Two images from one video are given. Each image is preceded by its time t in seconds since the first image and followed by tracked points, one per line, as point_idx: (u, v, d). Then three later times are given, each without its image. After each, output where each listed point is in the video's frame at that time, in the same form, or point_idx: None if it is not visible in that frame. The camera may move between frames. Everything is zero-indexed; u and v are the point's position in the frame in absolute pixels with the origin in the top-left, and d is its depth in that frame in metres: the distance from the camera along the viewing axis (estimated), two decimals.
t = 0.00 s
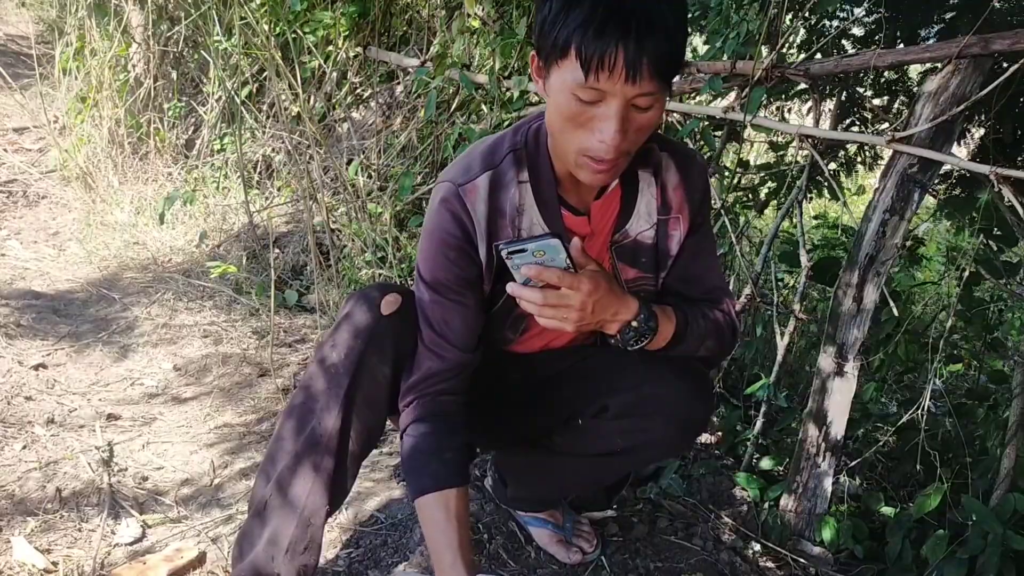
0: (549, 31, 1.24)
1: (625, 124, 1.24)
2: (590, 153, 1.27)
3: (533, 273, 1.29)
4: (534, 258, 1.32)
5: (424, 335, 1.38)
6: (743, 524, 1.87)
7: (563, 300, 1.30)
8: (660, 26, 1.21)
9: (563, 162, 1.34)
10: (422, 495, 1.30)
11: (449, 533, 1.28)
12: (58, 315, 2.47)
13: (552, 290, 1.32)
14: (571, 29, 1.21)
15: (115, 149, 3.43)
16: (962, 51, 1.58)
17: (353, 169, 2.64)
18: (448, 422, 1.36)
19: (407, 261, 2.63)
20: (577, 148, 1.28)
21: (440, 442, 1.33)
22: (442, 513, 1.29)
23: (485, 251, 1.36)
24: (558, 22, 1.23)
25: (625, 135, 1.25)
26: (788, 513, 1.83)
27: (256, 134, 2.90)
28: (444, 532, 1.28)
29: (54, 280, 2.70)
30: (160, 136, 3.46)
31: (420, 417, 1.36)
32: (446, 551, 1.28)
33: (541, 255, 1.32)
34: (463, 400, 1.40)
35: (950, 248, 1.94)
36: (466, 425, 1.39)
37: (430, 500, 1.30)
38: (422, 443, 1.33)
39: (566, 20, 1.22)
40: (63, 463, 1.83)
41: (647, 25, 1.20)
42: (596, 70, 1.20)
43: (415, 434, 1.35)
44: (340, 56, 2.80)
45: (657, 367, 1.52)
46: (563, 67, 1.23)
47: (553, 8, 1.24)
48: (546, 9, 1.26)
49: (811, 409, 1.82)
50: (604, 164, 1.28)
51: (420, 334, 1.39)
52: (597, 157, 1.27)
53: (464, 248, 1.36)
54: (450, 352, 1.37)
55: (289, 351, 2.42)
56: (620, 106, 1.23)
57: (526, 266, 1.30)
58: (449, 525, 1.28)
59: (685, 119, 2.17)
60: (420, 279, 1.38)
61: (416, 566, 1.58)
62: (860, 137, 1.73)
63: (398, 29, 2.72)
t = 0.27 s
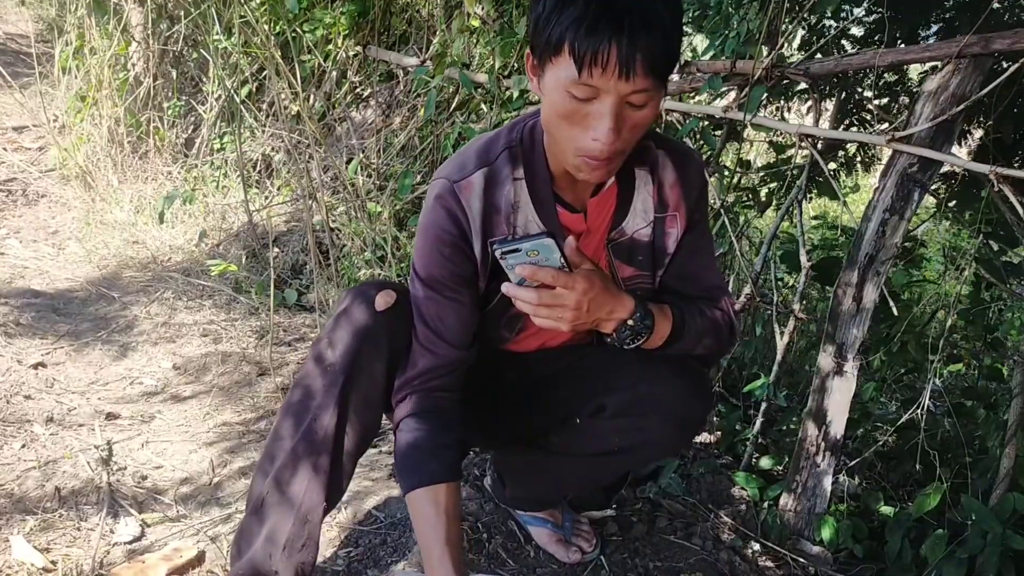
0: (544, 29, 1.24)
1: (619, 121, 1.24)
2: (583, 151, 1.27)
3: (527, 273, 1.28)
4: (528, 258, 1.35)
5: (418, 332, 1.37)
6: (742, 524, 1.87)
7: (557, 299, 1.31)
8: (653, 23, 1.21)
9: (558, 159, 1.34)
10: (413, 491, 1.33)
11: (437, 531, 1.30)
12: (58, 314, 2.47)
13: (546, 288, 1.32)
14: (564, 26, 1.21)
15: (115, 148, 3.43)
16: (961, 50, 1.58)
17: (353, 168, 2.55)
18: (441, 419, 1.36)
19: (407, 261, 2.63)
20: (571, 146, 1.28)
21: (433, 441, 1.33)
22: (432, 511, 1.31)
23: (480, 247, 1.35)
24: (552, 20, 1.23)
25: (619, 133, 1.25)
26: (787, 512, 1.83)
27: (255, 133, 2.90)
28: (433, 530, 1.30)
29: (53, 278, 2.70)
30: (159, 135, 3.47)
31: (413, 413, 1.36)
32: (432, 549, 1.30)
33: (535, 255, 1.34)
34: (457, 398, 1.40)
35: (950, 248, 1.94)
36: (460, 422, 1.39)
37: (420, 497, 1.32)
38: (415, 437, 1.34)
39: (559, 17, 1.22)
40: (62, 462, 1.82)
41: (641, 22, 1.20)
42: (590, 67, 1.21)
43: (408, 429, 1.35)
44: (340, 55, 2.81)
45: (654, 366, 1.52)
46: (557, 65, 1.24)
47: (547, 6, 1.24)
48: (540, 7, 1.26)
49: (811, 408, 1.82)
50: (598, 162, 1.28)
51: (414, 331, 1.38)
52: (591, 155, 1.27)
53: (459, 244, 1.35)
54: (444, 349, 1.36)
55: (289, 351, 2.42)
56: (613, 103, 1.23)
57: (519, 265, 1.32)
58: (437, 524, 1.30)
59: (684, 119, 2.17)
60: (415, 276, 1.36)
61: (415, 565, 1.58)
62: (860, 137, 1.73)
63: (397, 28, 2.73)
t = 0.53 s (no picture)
0: (544, 25, 1.24)
1: (618, 120, 1.24)
2: (581, 148, 1.27)
3: (522, 266, 1.30)
4: (523, 250, 1.32)
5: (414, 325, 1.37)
6: (741, 524, 1.87)
7: (550, 291, 1.31)
8: (654, 23, 1.21)
9: (556, 156, 1.34)
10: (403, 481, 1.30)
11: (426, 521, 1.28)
12: (56, 314, 2.47)
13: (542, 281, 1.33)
14: (565, 24, 1.21)
15: (113, 149, 3.43)
16: (960, 49, 1.58)
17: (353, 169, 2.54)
18: (435, 412, 1.36)
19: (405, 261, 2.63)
20: (569, 143, 1.27)
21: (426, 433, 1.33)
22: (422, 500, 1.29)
23: (476, 241, 1.36)
24: (553, 18, 1.23)
25: (618, 131, 1.25)
26: (786, 512, 1.83)
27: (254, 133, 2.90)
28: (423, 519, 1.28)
29: (51, 279, 2.70)
30: (157, 135, 3.47)
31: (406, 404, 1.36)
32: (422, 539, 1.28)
33: (530, 247, 1.31)
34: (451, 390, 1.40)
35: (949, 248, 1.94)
36: (453, 416, 1.39)
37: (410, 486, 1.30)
38: (406, 430, 1.33)
39: (561, 15, 1.22)
40: (60, 463, 1.82)
41: (642, 21, 1.20)
42: (590, 65, 1.20)
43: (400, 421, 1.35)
44: (339, 55, 2.81)
45: (646, 363, 1.52)
46: (557, 62, 1.23)
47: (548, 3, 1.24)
48: (541, 4, 1.26)
49: (809, 408, 1.82)
50: (596, 159, 1.27)
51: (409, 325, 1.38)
52: (588, 152, 1.27)
53: (455, 238, 1.35)
54: (437, 343, 1.37)
55: (287, 351, 2.42)
56: (613, 101, 1.23)
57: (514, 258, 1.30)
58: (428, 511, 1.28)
59: (683, 118, 2.17)
60: (411, 270, 1.37)
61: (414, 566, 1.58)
62: (859, 136, 1.73)
63: (396, 28, 2.72)
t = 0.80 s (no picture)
0: (555, 16, 1.24)
1: (624, 112, 1.24)
2: (586, 138, 1.27)
3: (505, 257, 1.25)
4: (507, 240, 1.28)
5: (410, 310, 1.37)
6: (737, 524, 1.87)
7: (533, 283, 1.28)
8: (665, 17, 1.21)
9: (560, 147, 1.34)
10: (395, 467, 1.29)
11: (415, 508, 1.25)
12: (51, 317, 2.47)
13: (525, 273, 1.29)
14: (576, 14, 1.21)
15: (108, 151, 3.42)
16: (955, 49, 1.58)
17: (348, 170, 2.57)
18: (427, 390, 1.34)
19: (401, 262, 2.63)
20: (574, 133, 1.28)
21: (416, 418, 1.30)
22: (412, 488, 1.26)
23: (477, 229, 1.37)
24: (564, 8, 1.23)
25: (623, 123, 1.25)
26: (782, 512, 1.83)
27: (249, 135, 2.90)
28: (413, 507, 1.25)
29: (47, 281, 2.70)
30: (153, 137, 3.47)
31: (397, 385, 1.34)
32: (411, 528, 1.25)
33: (514, 237, 1.27)
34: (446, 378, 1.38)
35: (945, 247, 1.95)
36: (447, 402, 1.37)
37: (400, 472, 1.27)
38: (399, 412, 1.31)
39: (572, 5, 1.22)
40: (56, 466, 1.82)
41: (653, 14, 1.20)
42: (598, 55, 1.20)
43: (393, 406, 1.32)
44: (333, 56, 2.80)
45: (631, 365, 1.52)
46: (566, 52, 1.23)
47: None
48: None
49: (805, 408, 1.82)
50: (600, 150, 1.28)
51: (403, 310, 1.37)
52: (593, 143, 1.27)
53: (457, 226, 1.36)
54: (432, 330, 1.36)
55: (283, 353, 2.41)
56: (620, 92, 1.23)
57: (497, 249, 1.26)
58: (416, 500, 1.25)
59: (678, 118, 2.17)
60: (412, 256, 1.37)
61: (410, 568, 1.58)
62: (853, 135, 1.73)
63: (391, 29, 2.71)
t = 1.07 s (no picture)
0: None
1: (632, 98, 1.25)
2: (594, 122, 1.29)
3: (469, 252, 1.24)
4: (473, 235, 1.28)
5: (399, 278, 1.38)
6: (725, 521, 1.88)
7: (496, 278, 1.27)
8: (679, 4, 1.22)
9: (564, 132, 1.36)
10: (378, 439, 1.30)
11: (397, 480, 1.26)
12: (33, 326, 2.44)
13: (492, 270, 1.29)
14: None
15: (89, 158, 3.40)
16: (932, 44, 1.59)
17: (330, 174, 2.61)
18: (406, 353, 1.35)
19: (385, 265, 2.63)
20: (582, 117, 1.29)
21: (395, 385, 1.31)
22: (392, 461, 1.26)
23: (473, 202, 1.40)
24: None
25: (631, 108, 1.26)
26: (770, 508, 1.84)
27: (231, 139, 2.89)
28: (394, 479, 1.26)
29: (28, 290, 2.67)
30: (133, 143, 3.45)
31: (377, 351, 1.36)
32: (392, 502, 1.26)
33: (479, 232, 1.27)
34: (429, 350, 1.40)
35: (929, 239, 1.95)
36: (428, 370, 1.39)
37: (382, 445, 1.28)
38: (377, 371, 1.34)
39: None
40: (40, 477, 1.80)
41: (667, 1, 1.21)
42: (611, 40, 1.22)
43: (372, 369, 1.33)
44: (314, 59, 2.79)
45: (597, 369, 1.51)
46: (580, 36, 1.25)
47: None
48: None
49: (790, 403, 1.83)
50: (606, 135, 1.29)
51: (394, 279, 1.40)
52: (601, 128, 1.29)
53: (454, 198, 1.40)
54: (418, 297, 1.39)
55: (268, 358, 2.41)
56: (630, 78, 1.24)
57: (462, 244, 1.25)
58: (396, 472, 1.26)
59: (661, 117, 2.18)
60: (407, 225, 1.40)
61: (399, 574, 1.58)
62: (834, 132, 1.74)
63: (371, 32, 2.70)
